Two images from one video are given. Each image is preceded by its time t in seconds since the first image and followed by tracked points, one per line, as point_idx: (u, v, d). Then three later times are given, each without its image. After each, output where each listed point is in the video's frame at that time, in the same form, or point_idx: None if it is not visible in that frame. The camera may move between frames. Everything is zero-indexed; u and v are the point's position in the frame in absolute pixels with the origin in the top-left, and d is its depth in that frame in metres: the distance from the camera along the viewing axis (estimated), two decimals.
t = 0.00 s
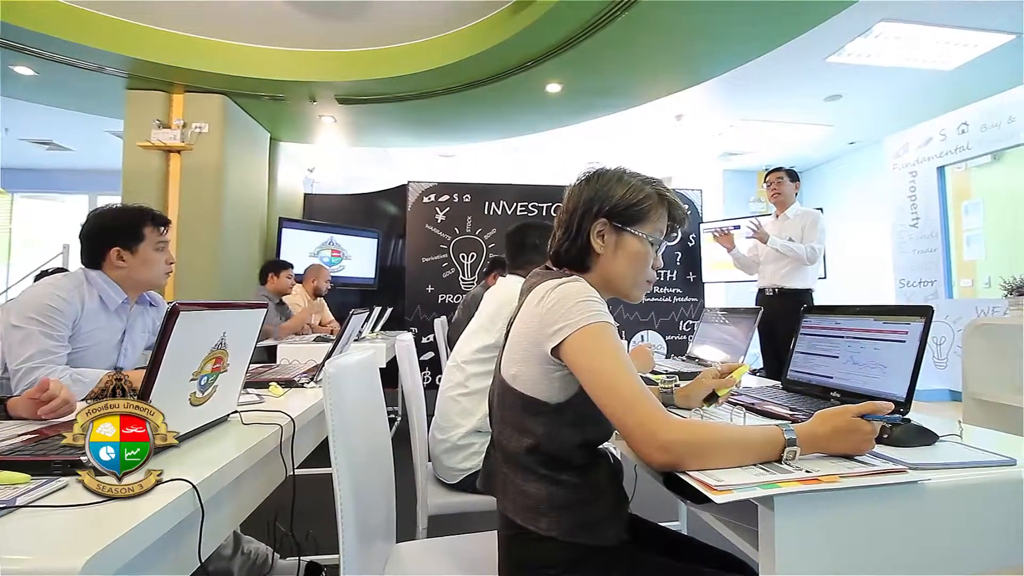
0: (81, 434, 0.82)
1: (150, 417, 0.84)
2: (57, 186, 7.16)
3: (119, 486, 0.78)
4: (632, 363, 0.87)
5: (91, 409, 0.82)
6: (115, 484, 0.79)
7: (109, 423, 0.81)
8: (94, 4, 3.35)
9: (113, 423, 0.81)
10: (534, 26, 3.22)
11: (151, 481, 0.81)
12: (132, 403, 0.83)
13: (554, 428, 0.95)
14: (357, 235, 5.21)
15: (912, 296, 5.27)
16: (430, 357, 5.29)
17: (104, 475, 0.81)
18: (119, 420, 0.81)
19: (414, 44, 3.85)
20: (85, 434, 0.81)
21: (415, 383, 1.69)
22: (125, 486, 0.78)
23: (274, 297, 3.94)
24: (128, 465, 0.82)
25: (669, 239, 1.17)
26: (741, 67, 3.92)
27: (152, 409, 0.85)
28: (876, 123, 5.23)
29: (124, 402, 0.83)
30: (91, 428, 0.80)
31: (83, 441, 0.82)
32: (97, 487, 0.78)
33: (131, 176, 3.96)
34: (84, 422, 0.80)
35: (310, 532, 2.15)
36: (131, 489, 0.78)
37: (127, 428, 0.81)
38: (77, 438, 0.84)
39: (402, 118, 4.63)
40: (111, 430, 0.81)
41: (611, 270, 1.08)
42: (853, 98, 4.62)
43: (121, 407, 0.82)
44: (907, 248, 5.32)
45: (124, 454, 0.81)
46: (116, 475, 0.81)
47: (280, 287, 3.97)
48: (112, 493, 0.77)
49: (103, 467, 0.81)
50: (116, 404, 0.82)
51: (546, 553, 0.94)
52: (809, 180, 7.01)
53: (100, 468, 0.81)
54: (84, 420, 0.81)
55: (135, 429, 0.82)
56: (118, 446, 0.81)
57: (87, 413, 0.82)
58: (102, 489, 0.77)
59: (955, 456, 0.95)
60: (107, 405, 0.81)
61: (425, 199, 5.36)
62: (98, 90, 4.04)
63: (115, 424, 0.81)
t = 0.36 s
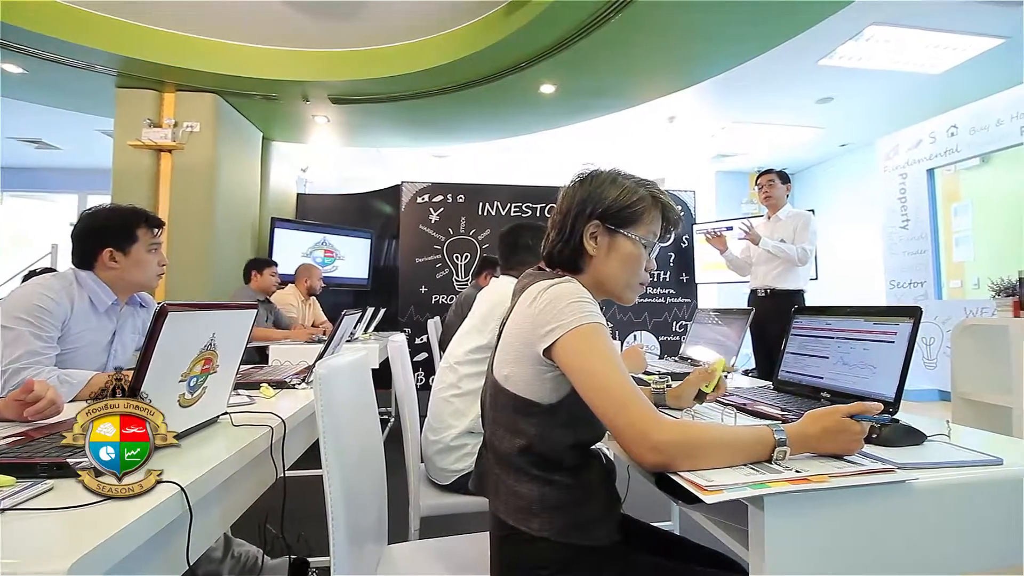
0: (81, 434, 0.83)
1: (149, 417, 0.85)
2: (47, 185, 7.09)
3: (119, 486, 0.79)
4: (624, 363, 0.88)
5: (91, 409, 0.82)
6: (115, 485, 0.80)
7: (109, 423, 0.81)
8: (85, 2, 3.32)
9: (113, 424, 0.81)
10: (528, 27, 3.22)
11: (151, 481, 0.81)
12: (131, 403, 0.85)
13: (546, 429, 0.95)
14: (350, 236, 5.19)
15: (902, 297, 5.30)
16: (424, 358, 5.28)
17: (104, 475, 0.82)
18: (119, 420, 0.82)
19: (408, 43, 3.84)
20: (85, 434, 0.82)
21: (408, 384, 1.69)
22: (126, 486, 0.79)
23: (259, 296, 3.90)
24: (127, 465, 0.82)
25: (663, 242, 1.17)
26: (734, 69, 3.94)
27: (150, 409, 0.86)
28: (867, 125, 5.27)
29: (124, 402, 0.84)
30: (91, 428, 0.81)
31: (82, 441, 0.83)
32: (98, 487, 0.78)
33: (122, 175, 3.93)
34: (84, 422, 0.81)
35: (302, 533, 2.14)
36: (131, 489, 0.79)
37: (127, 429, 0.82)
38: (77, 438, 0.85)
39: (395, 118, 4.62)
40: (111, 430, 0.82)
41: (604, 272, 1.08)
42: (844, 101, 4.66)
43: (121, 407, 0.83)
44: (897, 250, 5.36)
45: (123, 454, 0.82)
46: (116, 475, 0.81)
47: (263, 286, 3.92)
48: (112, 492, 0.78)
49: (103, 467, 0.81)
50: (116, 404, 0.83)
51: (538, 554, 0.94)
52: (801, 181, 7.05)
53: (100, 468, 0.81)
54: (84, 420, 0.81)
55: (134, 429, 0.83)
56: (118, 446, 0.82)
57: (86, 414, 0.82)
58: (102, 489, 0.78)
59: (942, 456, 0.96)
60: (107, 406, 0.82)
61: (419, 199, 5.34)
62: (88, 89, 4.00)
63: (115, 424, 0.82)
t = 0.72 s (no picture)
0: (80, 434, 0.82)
1: (149, 417, 0.85)
2: (37, 184, 7.03)
3: (118, 486, 0.79)
4: (616, 365, 0.88)
5: (91, 409, 0.82)
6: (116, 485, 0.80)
7: (109, 423, 0.81)
8: None
9: (113, 423, 0.81)
10: (521, 28, 3.23)
11: (152, 481, 0.81)
12: (131, 404, 0.85)
13: (538, 429, 0.96)
14: (343, 236, 5.18)
15: (892, 298, 5.33)
16: (417, 358, 5.27)
17: (104, 475, 0.81)
18: (119, 420, 0.82)
19: (402, 43, 3.84)
20: (85, 434, 0.81)
21: (401, 385, 1.68)
22: (125, 485, 0.79)
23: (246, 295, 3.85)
24: (128, 465, 0.82)
25: (656, 244, 1.18)
26: (727, 71, 3.95)
27: (151, 409, 0.86)
28: (858, 127, 5.31)
29: (124, 403, 0.83)
30: (91, 428, 0.80)
31: (81, 441, 0.84)
32: (98, 487, 0.78)
33: (112, 174, 3.90)
34: (84, 422, 0.81)
35: (294, 535, 2.13)
36: (132, 489, 0.79)
37: (127, 429, 0.82)
38: (78, 438, 0.84)
39: (389, 118, 4.61)
40: (111, 430, 0.81)
41: (596, 274, 1.08)
42: (836, 103, 4.69)
43: (121, 407, 0.83)
44: (888, 252, 5.39)
45: (124, 454, 0.81)
46: (116, 475, 0.81)
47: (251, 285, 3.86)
48: (112, 493, 0.78)
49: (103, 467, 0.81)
50: (116, 405, 0.83)
51: (530, 554, 0.94)
52: (794, 183, 7.10)
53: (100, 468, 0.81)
54: (84, 420, 0.81)
55: (135, 429, 0.83)
56: (118, 446, 0.81)
57: (87, 413, 0.82)
58: (102, 489, 0.78)
59: (931, 456, 0.97)
60: (107, 406, 0.82)
61: (412, 199, 5.33)
62: (78, 87, 3.97)
63: (115, 424, 0.82)
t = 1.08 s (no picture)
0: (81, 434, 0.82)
1: (149, 417, 0.85)
2: (33, 184, 7.00)
3: (119, 487, 0.79)
4: (611, 365, 0.88)
5: (91, 409, 0.82)
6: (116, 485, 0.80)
7: (109, 423, 0.81)
8: None
9: (113, 423, 0.81)
10: (520, 29, 3.22)
11: (151, 482, 0.82)
12: (131, 404, 0.84)
13: (532, 430, 0.95)
14: (341, 236, 5.17)
15: (890, 299, 5.33)
16: (414, 359, 5.27)
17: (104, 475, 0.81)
18: (119, 420, 0.82)
19: (400, 43, 3.83)
20: (85, 434, 0.81)
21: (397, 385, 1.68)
22: (126, 486, 0.79)
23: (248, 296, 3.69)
24: (128, 465, 0.81)
25: (652, 246, 1.17)
26: (725, 72, 3.95)
27: (151, 409, 0.86)
28: (856, 128, 5.32)
29: (124, 403, 0.83)
30: (91, 428, 0.80)
31: (82, 441, 0.83)
32: (98, 487, 0.78)
33: (110, 175, 3.88)
34: (84, 422, 0.81)
35: (289, 535, 2.12)
36: (132, 489, 0.79)
37: (127, 429, 0.82)
38: (77, 438, 0.84)
39: (387, 118, 4.60)
40: (111, 430, 0.81)
41: (592, 274, 1.08)
42: (833, 104, 4.69)
43: (121, 407, 0.83)
44: (885, 253, 5.40)
45: (124, 455, 0.81)
46: (116, 475, 0.80)
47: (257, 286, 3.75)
48: (112, 493, 0.78)
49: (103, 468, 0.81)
50: (116, 405, 0.83)
51: (525, 555, 0.94)
52: (791, 183, 7.10)
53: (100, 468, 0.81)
54: (84, 421, 0.81)
55: (135, 429, 0.83)
56: (118, 446, 0.81)
57: (87, 414, 0.82)
58: (102, 489, 0.78)
59: (926, 457, 0.96)
60: (107, 406, 0.82)
61: (410, 200, 5.33)
62: (75, 87, 3.95)
63: (115, 424, 0.82)
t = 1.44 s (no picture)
0: (81, 434, 0.82)
1: (150, 417, 0.85)
2: (38, 185, 7.04)
3: (120, 486, 0.79)
4: (608, 367, 0.87)
5: (91, 409, 0.83)
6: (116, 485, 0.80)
7: (109, 423, 0.82)
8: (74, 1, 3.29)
9: (113, 423, 0.81)
10: (521, 28, 3.22)
11: (151, 482, 0.82)
12: (132, 404, 0.85)
13: (528, 431, 0.95)
14: (343, 236, 5.18)
15: (893, 299, 5.30)
16: (416, 359, 5.27)
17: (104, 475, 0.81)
18: (119, 420, 0.82)
19: (402, 44, 3.83)
20: (85, 434, 0.82)
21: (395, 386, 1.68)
22: (126, 486, 0.79)
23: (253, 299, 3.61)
24: (127, 465, 0.81)
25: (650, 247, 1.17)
26: (726, 72, 3.94)
27: (151, 409, 0.86)
28: (858, 128, 5.29)
29: (124, 403, 0.84)
30: (91, 428, 0.81)
31: (82, 441, 0.82)
32: (98, 487, 0.78)
33: (113, 176, 3.90)
34: (84, 422, 0.81)
35: (288, 535, 2.13)
36: (131, 489, 0.79)
37: (127, 428, 0.82)
38: (76, 438, 0.84)
39: (389, 119, 4.60)
40: (111, 430, 0.82)
41: (589, 275, 1.08)
42: (835, 103, 4.67)
43: (121, 407, 0.83)
44: (887, 253, 5.37)
45: (123, 454, 0.81)
46: (116, 475, 0.80)
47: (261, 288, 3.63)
48: (111, 494, 0.78)
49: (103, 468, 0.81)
50: (116, 405, 0.83)
51: (521, 557, 0.93)
52: (794, 184, 7.08)
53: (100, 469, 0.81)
54: (85, 421, 0.82)
55: (135, 429, 0.83)
56: (118, 446, 0.81)
57: (87, 413, 0.82)
58: (102, 489, 0.78)
59: (924, 459, 0.96)
60: (107, 406, 0.82)
61: (412, 200, 5.33)
62: (78, 88, 3.97)
63: (115, 424, 0.82)
